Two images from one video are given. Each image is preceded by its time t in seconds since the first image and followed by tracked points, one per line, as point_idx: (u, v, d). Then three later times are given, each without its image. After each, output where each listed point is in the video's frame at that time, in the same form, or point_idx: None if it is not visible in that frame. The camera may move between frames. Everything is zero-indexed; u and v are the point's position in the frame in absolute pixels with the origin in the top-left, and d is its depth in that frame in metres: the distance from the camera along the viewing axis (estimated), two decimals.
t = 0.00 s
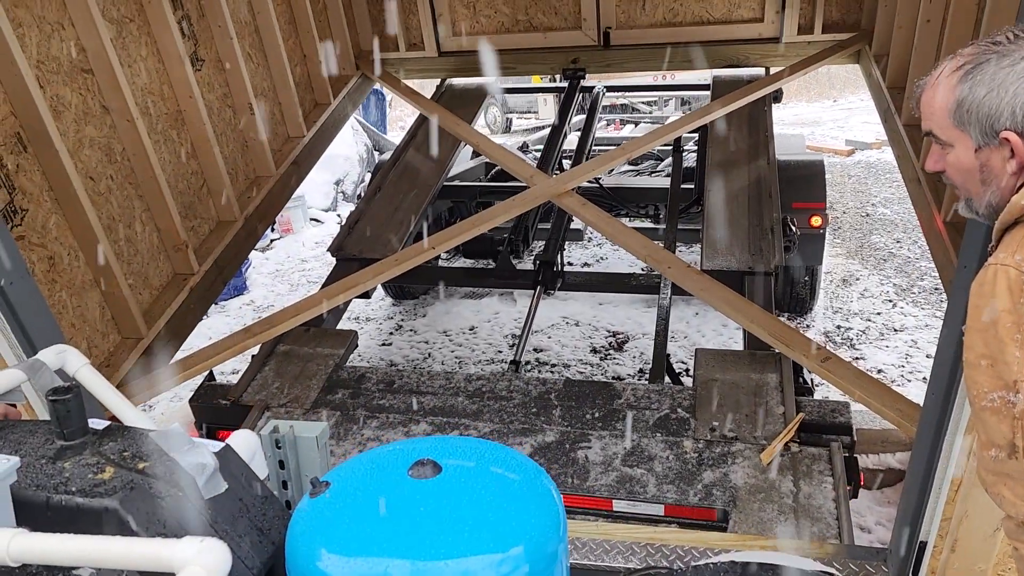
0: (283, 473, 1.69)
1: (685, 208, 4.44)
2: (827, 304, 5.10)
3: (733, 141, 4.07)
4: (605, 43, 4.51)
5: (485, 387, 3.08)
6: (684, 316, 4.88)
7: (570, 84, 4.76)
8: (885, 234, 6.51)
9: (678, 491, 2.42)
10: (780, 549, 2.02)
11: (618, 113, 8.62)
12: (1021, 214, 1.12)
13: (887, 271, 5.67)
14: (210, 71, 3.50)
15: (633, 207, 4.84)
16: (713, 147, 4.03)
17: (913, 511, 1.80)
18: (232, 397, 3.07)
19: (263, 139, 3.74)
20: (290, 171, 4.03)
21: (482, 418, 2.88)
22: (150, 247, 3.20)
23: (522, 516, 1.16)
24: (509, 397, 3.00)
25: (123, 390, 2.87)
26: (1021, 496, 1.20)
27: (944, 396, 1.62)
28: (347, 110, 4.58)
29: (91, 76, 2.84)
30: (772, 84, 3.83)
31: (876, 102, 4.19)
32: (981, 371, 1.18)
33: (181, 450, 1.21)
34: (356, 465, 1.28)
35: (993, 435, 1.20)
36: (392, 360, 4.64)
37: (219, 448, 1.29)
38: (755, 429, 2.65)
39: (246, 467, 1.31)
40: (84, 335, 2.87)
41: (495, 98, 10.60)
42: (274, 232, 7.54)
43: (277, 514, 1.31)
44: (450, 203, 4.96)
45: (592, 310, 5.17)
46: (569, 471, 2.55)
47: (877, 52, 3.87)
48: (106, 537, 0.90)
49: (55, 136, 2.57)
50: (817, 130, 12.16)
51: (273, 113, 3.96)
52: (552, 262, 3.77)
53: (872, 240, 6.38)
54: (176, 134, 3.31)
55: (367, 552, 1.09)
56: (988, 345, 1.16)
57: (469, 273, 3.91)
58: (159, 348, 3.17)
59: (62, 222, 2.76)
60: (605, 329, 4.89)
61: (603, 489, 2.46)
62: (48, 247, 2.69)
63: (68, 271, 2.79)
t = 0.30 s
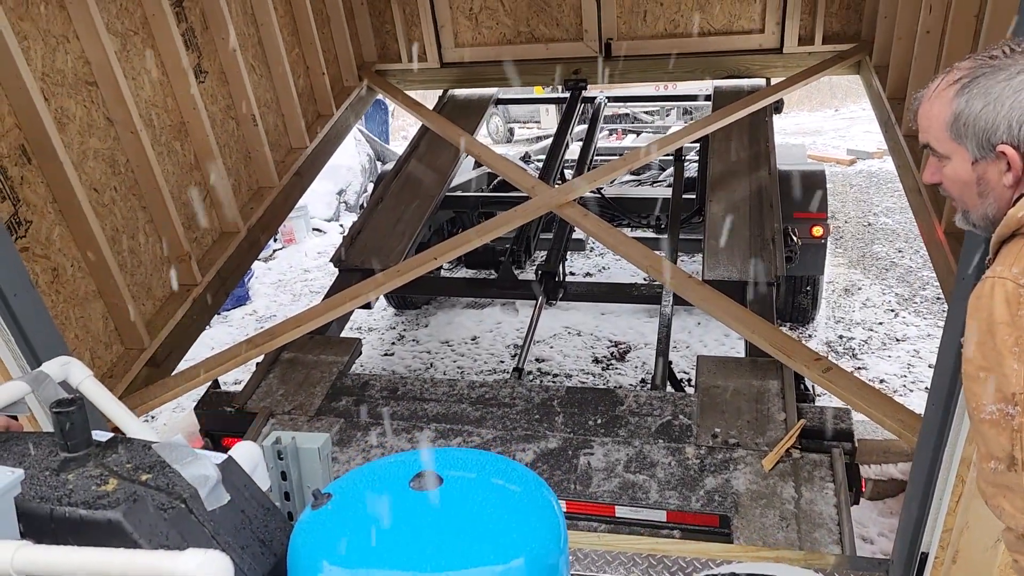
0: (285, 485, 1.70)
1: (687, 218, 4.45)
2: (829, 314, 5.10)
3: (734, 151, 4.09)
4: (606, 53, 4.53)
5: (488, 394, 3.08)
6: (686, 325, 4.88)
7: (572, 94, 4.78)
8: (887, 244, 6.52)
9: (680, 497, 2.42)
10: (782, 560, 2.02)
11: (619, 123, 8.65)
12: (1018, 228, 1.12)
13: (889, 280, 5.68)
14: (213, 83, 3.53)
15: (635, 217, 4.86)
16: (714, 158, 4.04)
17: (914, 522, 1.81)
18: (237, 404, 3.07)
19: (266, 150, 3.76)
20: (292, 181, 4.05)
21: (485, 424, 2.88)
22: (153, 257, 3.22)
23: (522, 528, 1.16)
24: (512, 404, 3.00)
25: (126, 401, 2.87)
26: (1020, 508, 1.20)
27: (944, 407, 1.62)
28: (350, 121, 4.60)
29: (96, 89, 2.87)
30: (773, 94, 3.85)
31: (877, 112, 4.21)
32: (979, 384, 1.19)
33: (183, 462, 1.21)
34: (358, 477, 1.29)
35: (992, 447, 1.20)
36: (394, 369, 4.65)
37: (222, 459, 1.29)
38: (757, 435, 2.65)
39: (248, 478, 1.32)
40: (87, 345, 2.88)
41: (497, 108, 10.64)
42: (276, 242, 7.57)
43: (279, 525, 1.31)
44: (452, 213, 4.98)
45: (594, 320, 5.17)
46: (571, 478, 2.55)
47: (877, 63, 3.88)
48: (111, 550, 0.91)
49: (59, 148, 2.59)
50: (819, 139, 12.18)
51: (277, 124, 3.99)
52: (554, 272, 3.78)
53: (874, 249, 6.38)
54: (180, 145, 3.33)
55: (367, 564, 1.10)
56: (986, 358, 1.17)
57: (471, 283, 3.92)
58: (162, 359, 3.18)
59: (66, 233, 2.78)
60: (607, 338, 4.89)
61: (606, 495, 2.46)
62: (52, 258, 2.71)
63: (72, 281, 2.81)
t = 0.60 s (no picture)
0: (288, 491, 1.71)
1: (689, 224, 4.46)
2: (831, 320, 5.10)
3: (735, 157, 4.10)
4: (607, 60, 4.55)
5: (491, 397, 3.09)
6: (688, 331, 4.89)
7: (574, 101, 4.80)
8: (889, 250, 6.52)
9: (682, 499, 2.43)
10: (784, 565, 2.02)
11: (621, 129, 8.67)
12: (1017, 236, 1.13)
13: (891, 286, 5.67)
14: (217, 90, 3.55)
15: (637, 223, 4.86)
16: (716, 165, 4.05)
17: (916, 529, 1.80)
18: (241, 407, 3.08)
19: (268, 156, 3.78)
20: (295, 187, 4.06)
21: (488, 427, 2.88)
22: (156, 264, 3.23)
23: (524, 535, 1.16)
24: (515, 407, 3.00)
25: (129, 408, 2.88)
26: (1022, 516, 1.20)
27: (945, 414, 1.62)
28: (352, 127, 4.62)
29: (100, 97, 2.88)
30: (775, 101, 3.86)
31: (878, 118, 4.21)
32: (979, 392, 1.19)
33: (188, 469, 1.22)
34: (361, 483, 1.29)
35: (993, 455, 1.20)
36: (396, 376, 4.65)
37: (226, 466, 1.30)
38: (759, 437, 2.65)
39: (252, 485, 1.33)
40: (90, 353, 2.90)
41: (499, 114, 10.66)
42: (279, 248, 7.58)
43: (281, 532, 1.32)
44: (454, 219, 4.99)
45: (596, 326, 5.18)
46: (574, 480, 2.55)
47: (878, 69, 3.89)
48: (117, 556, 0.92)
49: (64, 156, 2.61)
50: (820, 146, 12.20)
51: (279, 130, 4.00)
52: (556, 278, 3.78)
53: (875, 256, 6.38)
54: (184, 152, 3.35)
55: (371, 569, 1.10)
56: (986, 366, 1.17)
57: (473, 289, 3.93)
58: (164, 365, 3.19)
59: (70, 240, 2.79)
60: (609, 345, 4.90)
61: (608, 497, 2.46)
62: (56, 266, 2.72)
63: (75, 288, 2.82)
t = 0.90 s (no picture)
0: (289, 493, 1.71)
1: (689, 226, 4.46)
2: (831, 322, 5.10)
3: (735, 159, 4.10)
4: (608, 62, 4.55)
5: (492, 398, 3.09)
6: (689, 333, 4.89)
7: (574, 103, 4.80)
8: (889, 252, 6.52)
9: (683, 500, 2.42)
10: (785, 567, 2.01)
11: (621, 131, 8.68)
12: (1020, 239, 1.12)
13: (891, 288, 5.67)
14: (218, 92, 3.55)
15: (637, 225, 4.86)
16: (716, 167, 4.05)
17: (917, 531, 1.80)
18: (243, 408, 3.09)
19: (269, 158, 3.78)
20: (296, 189, 4.06)
21: (490, 428, 2.88)
22: (157, 266, 3.23)
23: (526, 537, 1.16)
24: (516, 407, 3.00)
25: (130, 409, 2.88)
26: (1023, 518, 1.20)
27: (946, 416, 1.62)
28: (353, 129, 4.62)
29: (102, 98, 2.89)
30: (776, 102, 3.85)
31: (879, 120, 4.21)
32: (981, 395, 1.19)
33: (190, 471, 1.21)
34: (363, 486, 1.29)
35: (996, 458, 1.20)
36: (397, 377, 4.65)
37: (228, 468, 1.30)
38: (760, 439, 2.65)
39: (253, 487, 1.33)
40: (92, 354, 2.90)
41: (499, 116, 10.66)
42: (279, 250, 7.58)
43: (282, 534, 1.32)
44: (455, 221, 4.99)
45: (597, 328, 5.18)
46: (575, 480, 2.55)
47: (879, 71, 3.89)
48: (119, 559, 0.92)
49: (65, 158, 2.61)
50: (821, 147, 12.21)
51: (280, 132, 4.01)
52: (556, 280, 3.78)
53: (876, 258, 6.38)
54: (185, 154, 3.35)
55: (373, 572, 1.10)
56: (989, 369, 1.17)
57: (473, 292, 3.93)
58: (165, 367, 3.19)
59: (72, 242, 2.79)
60: (609, 346, 4.90)
61: (609, 497, 2.46)
62: (58, 267, 2.72)
63: (77, 290, 2.82)
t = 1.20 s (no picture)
0: (287, 489, 1.71)
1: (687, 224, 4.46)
2: (828, 320, 5.10)
3: (733, 157, 4.10)
4: (606, 58, 4.55)
5: (490, 395, 3.08)
6: (686, 331, 4.89)
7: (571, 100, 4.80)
8: (886, 250, 6.53)
9: (681, 497, 2.42)
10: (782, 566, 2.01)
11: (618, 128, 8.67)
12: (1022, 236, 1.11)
13: (888, 287, 5.68)
14: (214, 87, 3.54)
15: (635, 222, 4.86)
16: (714, 164, 4.05)
17: (915, 529, 1.81)
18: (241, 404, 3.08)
19: (266, 154, 3.76)
20: (293, 186, 4.05)
21: (487, 425, 2.88)
22: (154, 262, 3.22)
23: (525, 534, 1.16)
24: (514, 405, 3.00)
25: (126, 406, 2.87)
26: None
27: (945, 415, 1.62)
28: (350, 125, 4.61)
29: (97, 93, 2.87)
30: (774, 99, 3.85)
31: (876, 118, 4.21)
32: (984, 393, 1.18)
33: (187, 467, 1.22)
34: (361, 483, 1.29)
35: (999, 456, 1.19)
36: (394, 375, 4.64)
37: (225, 465, 1.30)
38: (757, 436, 2.65)
39: (251, 484, 1.33)
40: (87, 351, 2.89)
41: (496, 112, 10.64)
42: (275, 246, 7.57)
43: (280, 532, 1.32)
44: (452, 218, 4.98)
45: (594, 326, 5.17)
46: (573, 478, 2.55)
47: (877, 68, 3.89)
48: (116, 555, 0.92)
49: (60, 152, 2.60)
50: (818, 145, 12.22)
51: (277, 128, 3.99)
52: (554, 278, 3.78)
53: (873, 256, 6.39)
54: (181, 149, 3.34)
55: (373, 570, 1.10)
56: (992, 366, 1.17)
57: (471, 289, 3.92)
58: (162, 364, 3.18)
59: (67, 237, 2.78)
60: (606, 344, 4.90)
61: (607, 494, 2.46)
62: (53, 263, 2.71)
63: (73, 286, 2.81)
